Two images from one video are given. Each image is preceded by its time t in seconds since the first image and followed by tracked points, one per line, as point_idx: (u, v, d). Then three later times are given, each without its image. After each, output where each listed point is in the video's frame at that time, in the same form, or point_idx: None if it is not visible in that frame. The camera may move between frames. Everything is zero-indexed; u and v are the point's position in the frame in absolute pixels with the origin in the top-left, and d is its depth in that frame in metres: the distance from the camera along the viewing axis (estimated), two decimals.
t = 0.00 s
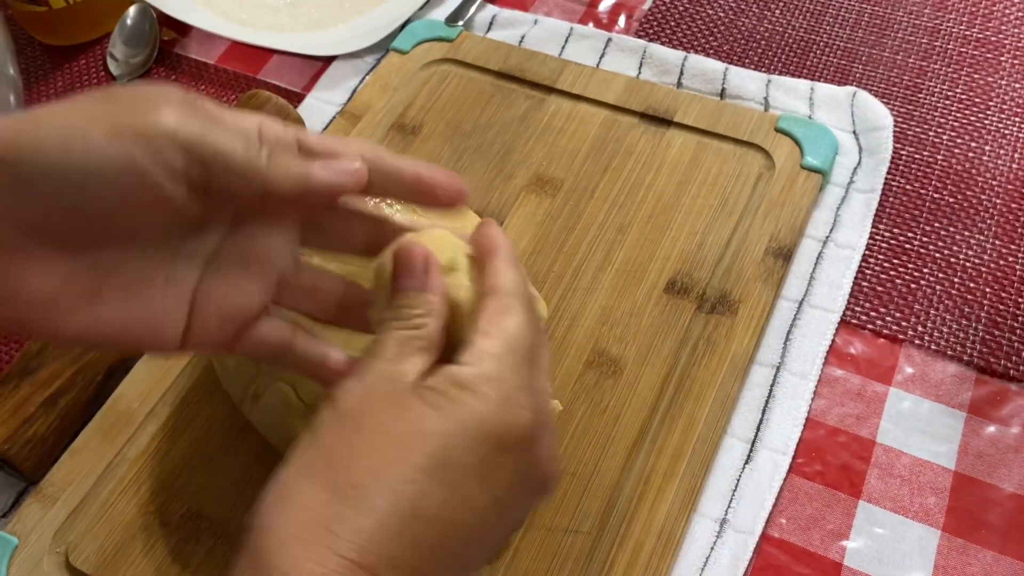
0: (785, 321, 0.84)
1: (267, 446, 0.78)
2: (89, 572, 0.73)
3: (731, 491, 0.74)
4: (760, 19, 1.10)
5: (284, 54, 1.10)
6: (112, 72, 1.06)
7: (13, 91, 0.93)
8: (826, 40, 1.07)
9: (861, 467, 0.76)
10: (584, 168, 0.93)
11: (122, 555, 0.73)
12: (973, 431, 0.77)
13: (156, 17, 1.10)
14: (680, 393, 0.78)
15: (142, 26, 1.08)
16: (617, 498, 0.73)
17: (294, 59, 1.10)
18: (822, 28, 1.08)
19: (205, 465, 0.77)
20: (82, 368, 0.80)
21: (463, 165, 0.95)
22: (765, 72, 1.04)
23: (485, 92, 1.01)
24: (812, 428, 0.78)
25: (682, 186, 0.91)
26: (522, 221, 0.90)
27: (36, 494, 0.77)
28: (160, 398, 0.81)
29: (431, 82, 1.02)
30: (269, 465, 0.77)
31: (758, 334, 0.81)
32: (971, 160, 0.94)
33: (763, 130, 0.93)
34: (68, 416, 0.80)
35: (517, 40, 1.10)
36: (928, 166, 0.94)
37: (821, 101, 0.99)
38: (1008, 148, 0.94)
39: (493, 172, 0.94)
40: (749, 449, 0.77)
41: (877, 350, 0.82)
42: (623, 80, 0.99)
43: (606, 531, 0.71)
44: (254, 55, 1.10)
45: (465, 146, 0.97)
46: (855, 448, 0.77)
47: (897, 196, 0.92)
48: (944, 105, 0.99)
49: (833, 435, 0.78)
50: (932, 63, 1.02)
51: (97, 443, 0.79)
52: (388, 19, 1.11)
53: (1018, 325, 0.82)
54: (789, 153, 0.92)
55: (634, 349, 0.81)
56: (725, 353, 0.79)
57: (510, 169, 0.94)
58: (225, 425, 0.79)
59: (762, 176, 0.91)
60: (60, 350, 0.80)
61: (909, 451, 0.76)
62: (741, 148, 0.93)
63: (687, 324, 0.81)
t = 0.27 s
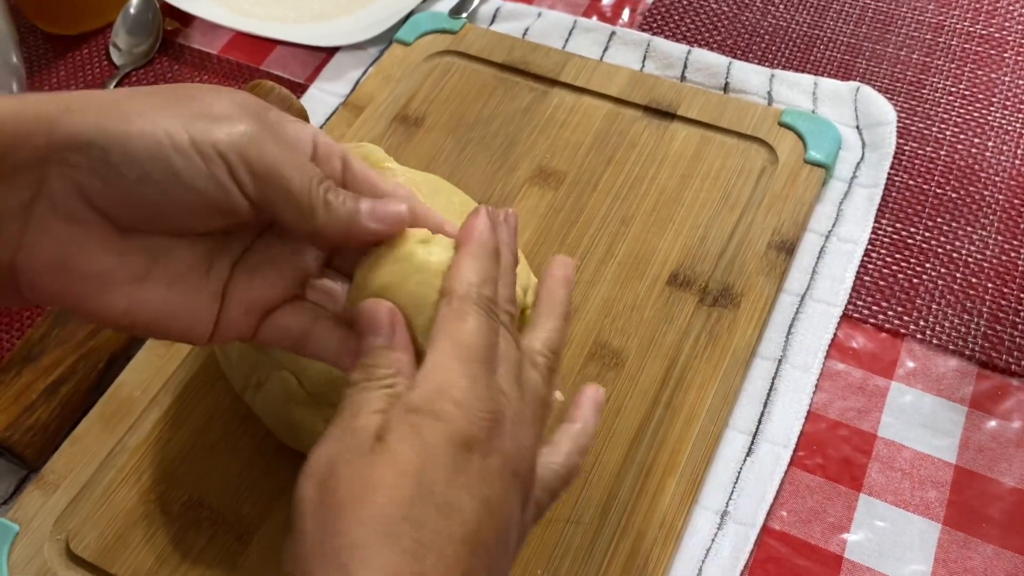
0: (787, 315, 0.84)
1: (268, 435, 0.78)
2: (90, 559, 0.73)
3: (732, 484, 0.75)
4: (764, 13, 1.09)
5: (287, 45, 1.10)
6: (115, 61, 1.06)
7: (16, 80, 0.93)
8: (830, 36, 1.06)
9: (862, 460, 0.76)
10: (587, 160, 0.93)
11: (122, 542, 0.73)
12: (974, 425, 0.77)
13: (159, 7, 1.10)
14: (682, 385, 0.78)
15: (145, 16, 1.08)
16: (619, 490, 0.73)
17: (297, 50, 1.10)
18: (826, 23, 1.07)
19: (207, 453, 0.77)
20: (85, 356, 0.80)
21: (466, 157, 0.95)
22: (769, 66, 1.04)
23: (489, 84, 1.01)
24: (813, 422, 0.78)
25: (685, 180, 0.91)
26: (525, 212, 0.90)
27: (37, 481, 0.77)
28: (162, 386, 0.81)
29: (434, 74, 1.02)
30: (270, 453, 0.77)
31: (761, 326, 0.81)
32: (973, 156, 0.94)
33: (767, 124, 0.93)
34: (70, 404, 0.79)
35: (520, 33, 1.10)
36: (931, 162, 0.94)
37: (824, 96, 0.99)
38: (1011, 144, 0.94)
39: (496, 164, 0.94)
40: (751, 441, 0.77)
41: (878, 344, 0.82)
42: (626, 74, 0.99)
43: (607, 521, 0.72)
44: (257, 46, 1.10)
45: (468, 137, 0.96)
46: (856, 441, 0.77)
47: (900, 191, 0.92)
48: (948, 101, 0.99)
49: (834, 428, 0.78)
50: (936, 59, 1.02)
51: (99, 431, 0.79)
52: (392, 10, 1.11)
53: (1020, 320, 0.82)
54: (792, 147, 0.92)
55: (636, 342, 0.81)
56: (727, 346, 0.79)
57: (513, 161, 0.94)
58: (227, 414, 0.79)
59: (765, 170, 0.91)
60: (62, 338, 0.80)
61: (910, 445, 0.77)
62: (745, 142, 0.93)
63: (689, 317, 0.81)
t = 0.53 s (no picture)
0: (792, 309, 0.84)
1: (274, 423, 0.79)
2: (96, 546, 0.73)
3: (736, 476, 0.75)
4: (769, 10, 1.10)
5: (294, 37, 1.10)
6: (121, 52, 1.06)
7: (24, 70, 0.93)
8: (835, 33, 1.07)
9: (865, 454, 0.76)
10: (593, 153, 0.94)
11: (129, 529, 0.74)
12: (977, 420, 0.77)
13: None
14: (686, 377, 0.78)
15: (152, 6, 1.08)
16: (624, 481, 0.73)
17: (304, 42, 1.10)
18: (832, 20, 1.08)
19: (213, 442, 0.78)
20: (91, 344, 0.80)
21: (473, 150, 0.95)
22: (774, 63, 1.04)
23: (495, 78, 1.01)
24: (817, 415, 0.79)
25: (691, 174, 0.91)
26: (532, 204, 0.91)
27: (44, 468, 0.77)
28: (169, 375, 0.81)
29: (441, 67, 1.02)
30: (277, 442, 0.78)
31: (765, 320, 0.81)
32: (978, 153, 0.94)
33: (772, 120, 0.94)
34: (77, 391, 0.80)
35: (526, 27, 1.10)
36: (935, 159, 0.94)
37: (830, 92, 0.99)
38: (1015, 142, 0.95)
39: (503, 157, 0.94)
40: (755, 434, 0.77)
41: (882, 339, 0.83)
42: (632, 68, 0.99)
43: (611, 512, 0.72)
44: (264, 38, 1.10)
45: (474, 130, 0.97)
46: (860, 435, 0.77)
47: (905, 187, 0.92)
48: (953, 98, 0.99)
49: (838, 422, 0.78)
50: (941, 56, 1.03)
51: (105, 419, 0.79)
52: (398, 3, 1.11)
53: None
54: (798, 142, 0.92)
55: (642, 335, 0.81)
56: (732, 340, 0.80)
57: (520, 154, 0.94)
58: (233, 403, 0.80)
59: (771, 165, 0.91)
60: (70, 326, 0.80)
61: (913, 439, 0.77)
62: (750, 137, 0.93)
63: (695, 310, 0.82)
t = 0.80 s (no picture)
0: (791, 304, 0.85)
1: (278, 413, 0.79)
2: (100, 532, 0.74)
3: (734, 468, 0.76)
4: (772, 8, 1.10)
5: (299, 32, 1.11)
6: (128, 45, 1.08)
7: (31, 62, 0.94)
8: (837, 31, 1.07)
9: (863, 447, 0.77)
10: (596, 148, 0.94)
11: (133, 516, 0.74)
12: (974, 415, 0.78)
13: None
14: (686, 370, 0.79)
15: None
16: (623, 472, 0.74)
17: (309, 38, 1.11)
18: (834, 19, 1.08)
19: (217, 431, 0.78)
20: (97, 333, 0.81)
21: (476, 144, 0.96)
22: (776, 60, 1.05)
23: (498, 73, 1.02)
24: (816, 409, 0.79)
25: (692, 170, 0.92)
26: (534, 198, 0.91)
27: (50, 456, 0.78)
28: (174, 364, 0.82)
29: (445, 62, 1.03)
30: (280, 431, 0.78)
31: (765, 314, 0.82)
32: (978, 151, 0.95)
33: (774, 117, 0.94)
34: (82, 379, 0.80)
35: (530, 24, 1.11)
36: (935, 156, 0.94)
37: (831, 90, 1.00)
38: (1015, 140, 0.95)
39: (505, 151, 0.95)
40: (754, 427, 0.78)
41: (881, 334, 0.83)
42: (635, 65, 1.00)
43: (611, 503, 0.72)
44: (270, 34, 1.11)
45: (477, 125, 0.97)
46: (858, 429, 0.78)
47: (905, 184, 0.93)
48: (953, 97, 0.99)
49: (837, 416, 0.79)
50: (942, 55, 1.03)
51: (110, 408, 0.80)
52: None
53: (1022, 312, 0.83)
54: (798, 139, 0.93)
55: (642, 328, 0.82)
56: (732, 333, 0.80)
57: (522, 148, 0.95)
58: (237, 393, 0.80)
59: (772, 161, 0.91)
60: (75, 315, 0.81)
61: (911, 434, 0.77)
62: (751, 133, 0.94)
63: (695, 304, 0.82)
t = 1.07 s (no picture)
0: (782, 302, 0.85)
1: (273, 407, 0.80)
2: (95, 523, 0.75)
3: (723, 464, 0.76)
4: (768, 9, 1.11)
5: (298, 31, 1.12)
6: (129, 43, 1.08)
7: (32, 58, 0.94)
8: (832, 32, 1.08)
9: (851, 445, 0.78)
10: (590, 147, 0.95)
11: (128, 507, 0.75)
12: (962, 413, 0.79)
13: None
14: (677, 367, 0.79)
15: None
16: (613, 467, 0.75)
17: (308, 36, 1.12)
18: (829, 20, 1.09)
19: (212, 424, 0.79)
20: (95, 326, 0.81)
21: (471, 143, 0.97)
22: (771, 61, 1.06)
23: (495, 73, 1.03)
24: (805, 407, 0.80)
25: (686, 169, 0.92)
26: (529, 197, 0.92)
27: (47, 448, 0.79)
28: (170, 358, 0.83)
29: (442, 61, 1.04)
30: (274, 425, 0.79)
31: (756, 313, 0.82)
32: (970, 152, 0.95)
33: (767, 117, 0.95)
34: (79, 372, 0.81)
35: (528, 23, 1.12)
36: (928, 157, 0.95)
37: (825, 90, 1.01)
38: (1007, 142, 0.96)
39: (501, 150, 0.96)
40: (743, 424, 0.78)
41: (871, 332, 0.84)
42: (630, 65, 1.01)
43: (600, 498, 0.73)
44: (269, 32, 1.12)
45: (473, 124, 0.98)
46: (847, 427, 0.79)
47: (897, 184, 0.93)
48: (947, 98, 1.00)
49: (826, 414, 0.79)
50: (936, 57, 1.04)
51: (107, 400, 0.81)
52: None
53: (1011, 312, 0.83)
54: (792, 139, 0.94)
55: (634, 325, 0.82)
56: (723, 331, 0.81)
57: (518, 148, 0.96)
58: (232, 387, 0.81)
59: (765, 161, 0.92)
60: (74, 308, 0.81)
61: (899, 431, 0.78)
62: (745, 133, 0.95)
63: (687, 302, 0.83)
